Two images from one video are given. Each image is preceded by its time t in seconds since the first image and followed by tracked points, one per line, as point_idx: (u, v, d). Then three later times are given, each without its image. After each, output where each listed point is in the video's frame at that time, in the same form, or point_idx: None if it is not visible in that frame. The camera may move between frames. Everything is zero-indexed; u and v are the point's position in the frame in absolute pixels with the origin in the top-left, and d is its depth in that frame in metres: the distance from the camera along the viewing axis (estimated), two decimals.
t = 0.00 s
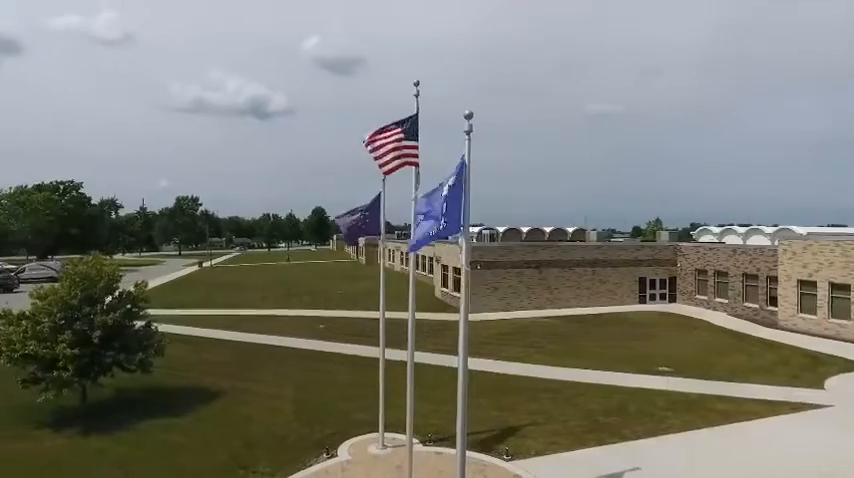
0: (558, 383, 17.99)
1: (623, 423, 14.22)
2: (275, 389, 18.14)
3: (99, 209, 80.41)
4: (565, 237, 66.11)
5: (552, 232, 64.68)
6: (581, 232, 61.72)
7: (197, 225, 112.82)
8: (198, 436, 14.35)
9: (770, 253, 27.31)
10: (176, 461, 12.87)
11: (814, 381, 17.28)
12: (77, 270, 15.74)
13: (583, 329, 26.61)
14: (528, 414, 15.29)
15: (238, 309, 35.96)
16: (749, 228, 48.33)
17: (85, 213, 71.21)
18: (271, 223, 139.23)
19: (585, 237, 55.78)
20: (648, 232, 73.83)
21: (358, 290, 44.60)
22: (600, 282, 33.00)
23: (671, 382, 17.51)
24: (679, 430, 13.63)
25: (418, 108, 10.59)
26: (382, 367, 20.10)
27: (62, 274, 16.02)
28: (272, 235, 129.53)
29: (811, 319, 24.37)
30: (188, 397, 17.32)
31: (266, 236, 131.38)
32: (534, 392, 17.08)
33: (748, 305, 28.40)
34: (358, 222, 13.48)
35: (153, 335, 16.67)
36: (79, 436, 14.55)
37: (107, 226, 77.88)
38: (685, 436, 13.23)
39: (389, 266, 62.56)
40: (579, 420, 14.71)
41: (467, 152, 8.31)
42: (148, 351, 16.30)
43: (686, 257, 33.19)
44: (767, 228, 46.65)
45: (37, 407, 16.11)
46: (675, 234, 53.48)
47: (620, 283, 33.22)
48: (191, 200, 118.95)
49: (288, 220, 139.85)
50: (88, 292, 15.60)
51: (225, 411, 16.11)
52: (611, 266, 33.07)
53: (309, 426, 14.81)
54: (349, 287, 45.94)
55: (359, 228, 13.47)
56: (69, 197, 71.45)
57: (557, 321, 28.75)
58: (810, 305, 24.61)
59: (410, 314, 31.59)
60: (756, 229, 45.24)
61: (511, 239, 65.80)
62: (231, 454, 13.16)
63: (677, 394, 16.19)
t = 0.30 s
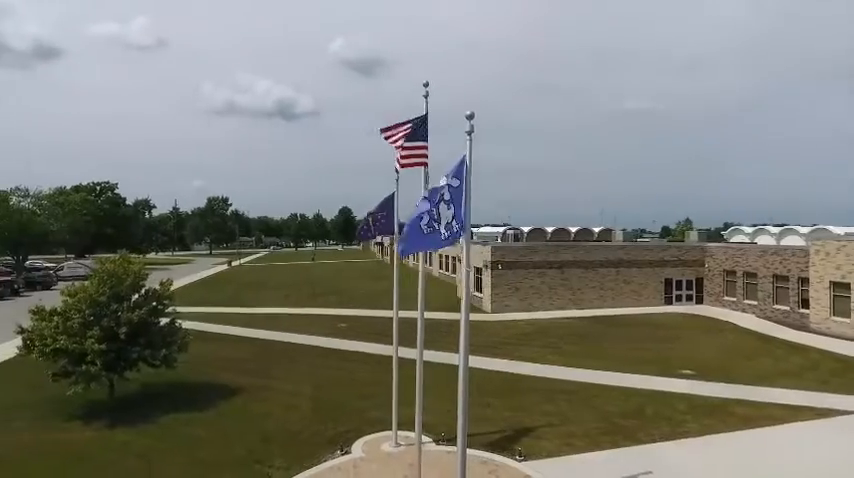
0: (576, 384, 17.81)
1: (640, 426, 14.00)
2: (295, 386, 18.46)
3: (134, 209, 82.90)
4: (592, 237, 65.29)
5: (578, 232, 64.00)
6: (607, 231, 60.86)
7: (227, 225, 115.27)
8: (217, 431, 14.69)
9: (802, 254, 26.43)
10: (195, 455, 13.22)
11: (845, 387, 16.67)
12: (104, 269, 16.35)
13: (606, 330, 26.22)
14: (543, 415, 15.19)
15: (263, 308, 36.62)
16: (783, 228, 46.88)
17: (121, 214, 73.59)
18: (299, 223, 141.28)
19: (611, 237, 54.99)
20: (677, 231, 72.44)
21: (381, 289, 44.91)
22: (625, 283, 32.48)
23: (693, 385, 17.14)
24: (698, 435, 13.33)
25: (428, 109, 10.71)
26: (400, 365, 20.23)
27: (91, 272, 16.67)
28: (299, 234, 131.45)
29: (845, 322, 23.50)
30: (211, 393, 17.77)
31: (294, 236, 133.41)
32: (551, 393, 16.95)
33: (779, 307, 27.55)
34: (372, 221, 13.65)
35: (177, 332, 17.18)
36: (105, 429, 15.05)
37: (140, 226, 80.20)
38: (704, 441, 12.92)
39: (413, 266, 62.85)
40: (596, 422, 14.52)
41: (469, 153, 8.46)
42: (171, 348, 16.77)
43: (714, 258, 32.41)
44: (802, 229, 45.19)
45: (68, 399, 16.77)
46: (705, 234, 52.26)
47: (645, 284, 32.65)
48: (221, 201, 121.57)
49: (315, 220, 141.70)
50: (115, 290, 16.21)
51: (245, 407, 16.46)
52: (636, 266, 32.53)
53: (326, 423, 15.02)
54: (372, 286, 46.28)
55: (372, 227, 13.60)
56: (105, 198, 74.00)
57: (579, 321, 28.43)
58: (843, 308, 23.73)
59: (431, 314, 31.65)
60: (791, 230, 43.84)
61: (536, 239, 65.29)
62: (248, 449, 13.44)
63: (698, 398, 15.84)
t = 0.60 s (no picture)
0: (591, 386, 17.62)
1: (653, 429, 13.79)
2: (311, 383, 18.73)
3: (164, 210, 85.01)
4: (616, 236, 64.35)
5: (602, 231, 63.17)
6: (632, 231, 59.91)
7: (254, 225, 117.26)
8: (232, 427, 15.00)
9: (831, 254, 25.57)
10: (210, 449, 13.53)
11: None
12: (127, 268, 16.93)
13: (625, 332, 25.85)
14: (555, 416, 15.08)
15: (284, 306, 37.16)
16: (816, 227, 45.41)
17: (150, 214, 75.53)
18: (323, 223, 142.84)
19: (636, 237, 54.10)
20: (705, 231, 70.83)
21: (402, 289, 45.09)
22: (646, 284, 31.97)
23: (711, 389, 16.80)
24: (713, 439, 13.07)
25: (432, 111, 10.78)
26: (415, 365, 20.33)
27: (114, 271, 17.27)
28: (324, 234, 132.91)
29: None
30: (228, 389, 18.15)
31: (318, 236, 134.94)
32: (565, 394, 16.81)
33: (807, 310, 26.71)
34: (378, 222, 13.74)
35: (197, 329, 17.67)
36: (126, 423, 15.52)
37: (169, 226, 82.19)
38: (719, 445, 12.66)
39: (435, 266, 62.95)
40: (609, 425, 14.35)
41: (466, 153, 8.64)
42: (190, 344, 17.23)
43: (740, 259, 31.63)
44: (836, 228, 43.72)
45: (92, 394, 17.34)
46: (733, 234, 51.00)
47: (668, 285, 32.06)
48: (248, 201, 123.72)
49: (339, 220, 143.05)
50: (137, 287, 16.76)
51: (261, 404, 16.78)
52: (658, 267, 32.00)
53: (338, 421, 15.19)
54: (393, 286, 46.53)
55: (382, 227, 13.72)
56: (136, 198, 75.96)
57: (598, 323, 28.08)
58: None
59: (449, 313, 31.67)
60: (824, 229, 42.45)
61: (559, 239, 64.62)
62: (261, 444, 13.70)
63: (715, 402, 15.52)
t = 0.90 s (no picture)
0: (603, 388, 17.40)
1: (663, 432, 13.58)
2: (322, 382, 18.89)
3: (186, 210, 86.55)
4: (636, 236, 63.54)
5: (621, 231, 62.42)
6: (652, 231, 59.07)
7: (274, 225, 118.66)
8: (243, 424, 15.21)
9: None
10: (220, 446, 13.74)
11: None
12: (142, 267, 17.31)
13: (640, 333, 25.50)
14: (564, 417, 14.93)
15: (301, 305, 37.53)
16: (843, 227, 44.19)
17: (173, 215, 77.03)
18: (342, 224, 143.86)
19: (655, 237, 53.33)
20: (727, 231, 69.51)
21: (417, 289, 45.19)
22: (664, 284, 31.49)
23: (726, 392, 16.48)
24: (724, 442, 12.83)
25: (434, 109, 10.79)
26: (426, 365, 20.36)
27: (131, 270, 17.68)
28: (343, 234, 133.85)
29: None
30: (241, 387, 18.42)
31: (337, 236, 135.92)
32: (575, 396, 16.64)
33: (829, 312, 26.00)
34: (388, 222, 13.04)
35: (211, 328, 17.98)
36: (140, 419, 15.85)
37: (191, 226, 83.65)
38: (730, 449, 12.42)
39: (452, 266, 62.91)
40: (618, 427, 14.17)
41: (460, 154, 8.60)
42: (204, 342, 17.55)
43: (761, 259, 30.95)
44: None
45: (109, 390, 17.74)
46: (756, 234, 49.92)
47: (686, 285, 31.54)
48: (268, 201, 125.23)
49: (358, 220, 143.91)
50: (152, 286, 17.13)
51: (272, 401, 16.99)
52: (676, 267, 31.49)
53: (347, 419, 15.30)
54: (409, 285, 46.66)
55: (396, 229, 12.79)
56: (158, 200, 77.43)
57: (613, 323, 27.76)
58: None
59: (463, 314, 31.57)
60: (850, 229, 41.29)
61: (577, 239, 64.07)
62: (269, 442, 13.87)
63: (728, 405, 15.23)
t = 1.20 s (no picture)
0: (612, 390, 17.20)
1: (670, 436, 13.37)
2: (331, 380, 19.08)
3: (208, 210, 88.07)
4: (656, 237, 62.57)
5: (641, 232, 61.55)
6: (672, 231, 58.10)
7: (294, 225, 119.92)
8: (251, 420, 15.47)
9: None
10: (227, 442, 13.99)
11: None
12: (157, 266, 17.68)
13: (655, 334, 25.12)
14: (570, 419, 14.80)
15: (316, 305, 37.90)
16: None
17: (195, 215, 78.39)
18: (362, 224, 144.66)
19: (675, 237, 52.44)
20: (751, 231, 68.03)
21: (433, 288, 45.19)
22: (681, 285, 30.97)
23: (739, 395, 16.16)
24: (733, 447, 12.58)
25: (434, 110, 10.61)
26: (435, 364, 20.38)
27: (146, 269, 18.07)
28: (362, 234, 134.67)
29: None
30: (251, 384, 18.71)
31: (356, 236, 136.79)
32: (583, 398, 16.45)
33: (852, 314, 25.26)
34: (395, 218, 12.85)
35: (223, 327, 18.32)
36: (153, 414, 16.22)
37: (213, 226, 85.04)
38: (737, 454, 12.20)
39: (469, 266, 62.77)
40: (625, 429, 13.99)
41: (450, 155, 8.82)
42: (215, 340, 17.87)
43: (782, 260, 30.21)
44: None
45: (125, 386, 18.21)
46: (780, 235, 48.72)
47: (704, 287, 30.97)
48: (289, 200, 126.64)
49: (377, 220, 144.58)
50: (166, 285, 17.49)
51: (281, 399, 17.24)
52: (694, 268, 30.93)
53: (353, 418, 15.43)
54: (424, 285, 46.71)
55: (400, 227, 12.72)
56: (181, 200, 78.88)
57: (628, 325, 27.40)
58: None
59: (476, 314, 31.49)
60: None
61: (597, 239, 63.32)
62: (276, 439, 14.06)
63: (740, 409, 14.93)
